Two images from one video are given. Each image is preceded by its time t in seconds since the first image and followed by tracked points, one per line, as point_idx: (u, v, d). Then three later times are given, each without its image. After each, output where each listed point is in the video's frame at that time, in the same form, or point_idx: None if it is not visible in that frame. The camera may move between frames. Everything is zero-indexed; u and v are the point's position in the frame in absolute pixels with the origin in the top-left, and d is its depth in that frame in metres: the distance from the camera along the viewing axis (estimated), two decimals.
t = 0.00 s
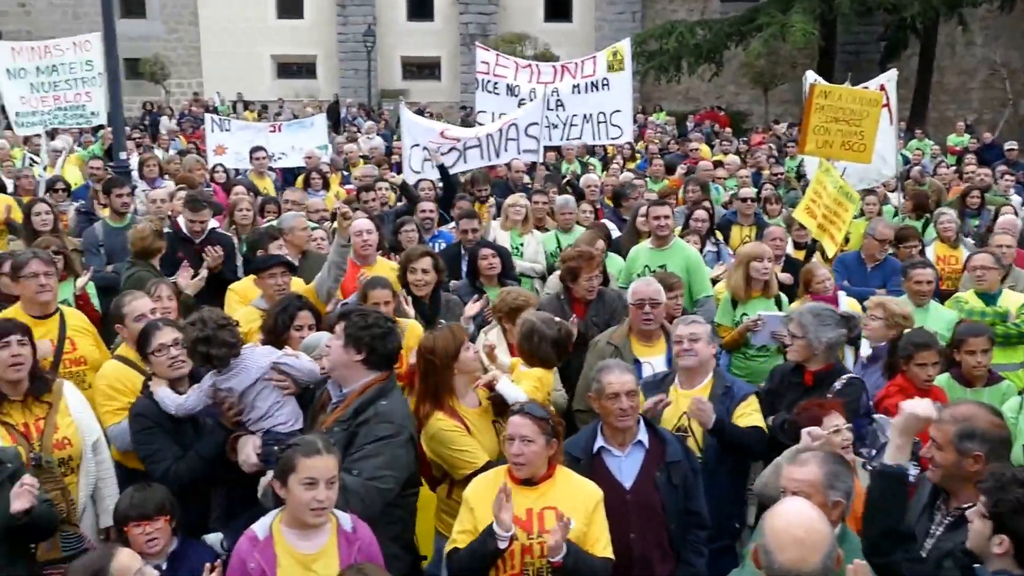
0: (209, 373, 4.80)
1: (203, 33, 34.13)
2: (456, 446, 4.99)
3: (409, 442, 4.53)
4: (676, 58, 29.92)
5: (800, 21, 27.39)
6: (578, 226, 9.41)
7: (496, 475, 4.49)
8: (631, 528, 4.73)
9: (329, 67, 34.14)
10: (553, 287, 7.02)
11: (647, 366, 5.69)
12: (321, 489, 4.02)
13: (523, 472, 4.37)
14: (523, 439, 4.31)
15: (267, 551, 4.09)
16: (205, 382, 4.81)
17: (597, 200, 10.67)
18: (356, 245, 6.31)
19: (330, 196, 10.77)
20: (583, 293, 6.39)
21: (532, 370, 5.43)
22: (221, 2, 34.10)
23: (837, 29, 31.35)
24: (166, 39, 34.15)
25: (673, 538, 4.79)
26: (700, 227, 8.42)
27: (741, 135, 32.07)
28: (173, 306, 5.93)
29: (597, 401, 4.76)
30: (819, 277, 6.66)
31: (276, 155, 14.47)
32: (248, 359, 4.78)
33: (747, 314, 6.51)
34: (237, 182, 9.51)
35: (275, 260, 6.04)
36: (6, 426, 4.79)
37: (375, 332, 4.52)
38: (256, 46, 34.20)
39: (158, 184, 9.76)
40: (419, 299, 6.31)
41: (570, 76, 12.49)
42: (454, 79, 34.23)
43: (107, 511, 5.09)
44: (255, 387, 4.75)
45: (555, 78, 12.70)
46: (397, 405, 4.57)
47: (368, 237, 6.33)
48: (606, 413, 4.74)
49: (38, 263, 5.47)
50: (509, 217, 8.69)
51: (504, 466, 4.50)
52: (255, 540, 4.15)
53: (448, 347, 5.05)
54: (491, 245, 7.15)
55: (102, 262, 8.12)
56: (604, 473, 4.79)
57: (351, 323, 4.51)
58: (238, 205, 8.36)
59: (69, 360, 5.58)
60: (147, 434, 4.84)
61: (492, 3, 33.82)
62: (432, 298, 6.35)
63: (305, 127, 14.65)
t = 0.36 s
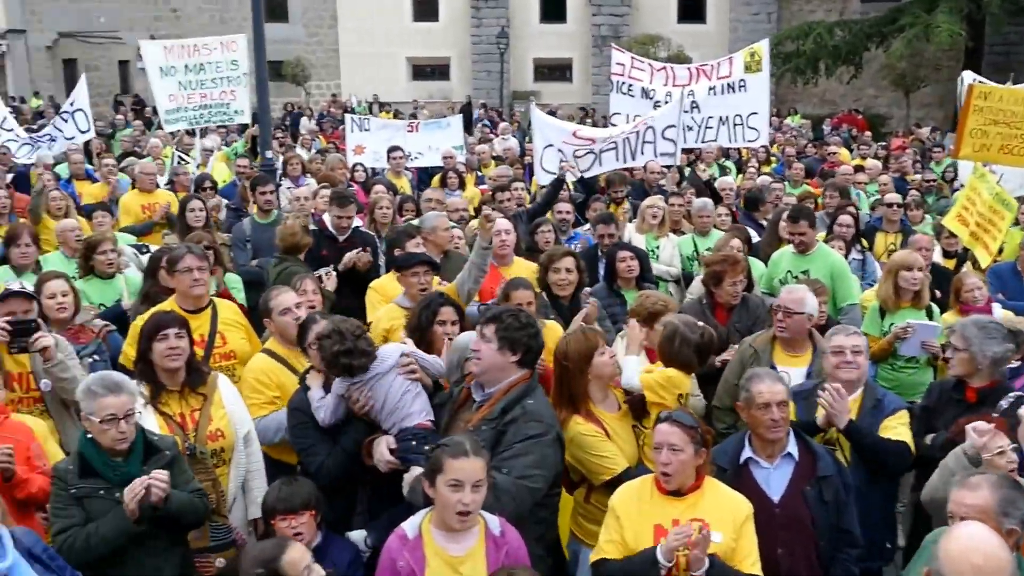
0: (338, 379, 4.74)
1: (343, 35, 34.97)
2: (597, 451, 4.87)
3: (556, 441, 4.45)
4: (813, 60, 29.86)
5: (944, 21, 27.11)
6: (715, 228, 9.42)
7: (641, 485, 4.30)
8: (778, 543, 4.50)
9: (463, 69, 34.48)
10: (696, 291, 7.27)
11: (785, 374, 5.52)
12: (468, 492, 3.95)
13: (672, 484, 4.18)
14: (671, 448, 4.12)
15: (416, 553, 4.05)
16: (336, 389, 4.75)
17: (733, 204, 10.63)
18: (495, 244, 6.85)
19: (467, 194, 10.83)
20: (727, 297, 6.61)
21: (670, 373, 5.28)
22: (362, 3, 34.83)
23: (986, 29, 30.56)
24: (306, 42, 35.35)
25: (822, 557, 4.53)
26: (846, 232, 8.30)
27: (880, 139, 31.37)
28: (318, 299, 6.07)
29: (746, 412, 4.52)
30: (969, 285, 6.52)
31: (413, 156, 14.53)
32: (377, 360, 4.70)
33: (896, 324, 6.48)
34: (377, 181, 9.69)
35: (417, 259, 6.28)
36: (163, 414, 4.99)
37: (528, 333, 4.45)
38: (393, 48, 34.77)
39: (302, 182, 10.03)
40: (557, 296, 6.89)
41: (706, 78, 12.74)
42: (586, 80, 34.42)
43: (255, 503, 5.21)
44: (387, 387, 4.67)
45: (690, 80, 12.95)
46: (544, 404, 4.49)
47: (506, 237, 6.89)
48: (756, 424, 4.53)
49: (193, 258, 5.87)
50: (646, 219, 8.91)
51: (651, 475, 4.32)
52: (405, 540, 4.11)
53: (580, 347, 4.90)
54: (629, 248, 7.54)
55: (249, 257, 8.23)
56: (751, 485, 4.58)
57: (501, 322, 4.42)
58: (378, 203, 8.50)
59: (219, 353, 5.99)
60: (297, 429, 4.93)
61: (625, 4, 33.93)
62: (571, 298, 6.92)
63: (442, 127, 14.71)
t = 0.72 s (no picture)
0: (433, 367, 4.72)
1: (464, 41, 35.48)
2: (722, 459, 4.86)
3: (670, 446, 4.22)
4: (944, 61, 28.90)
5: None
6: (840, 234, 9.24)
7: (769, 501, 4.14)
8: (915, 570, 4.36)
9: (577, 72, 34.62)
10: (820, 299, 7.21)
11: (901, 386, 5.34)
12: (594, 502, 3.79)
13: (801, 501, 4.03)
14: (804, 464, 3.98)
15: (536, 563, 3.91)
16: (429, 376, 4.72)
17: (858, 209, 10.42)
18: (618, 247, 6.96)
19: (584, 196, 10.78)
20: (857, 306, 6.51)
21: (794, 380, 5.13)
22: (476, 6, 35.32)
23: None
24: (425, 47, 35.93)
25: None
26: (985, 241, 8.06)
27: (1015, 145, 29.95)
28: (438, 299, 6.16)
29: (882, 430, 4.36)
30: None
31: (528, 158, 14.67)
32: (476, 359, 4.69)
33: None
34: (497, 181, 9.78)
35: (538, 261, 6.35)
36: (285, 409, 5.13)
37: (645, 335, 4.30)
38: (509, 54, 35.11)
39: (422, 183, 10.19)
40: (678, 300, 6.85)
41: (827, 82, 12.53)
42: (702, 83, 34.02)
43: (375, 500, 5.32)
44: (479, 386, 4.61)
45: (809, 85, 12.68)
46: (656, 408, 4.30)
47: (628, 241, 7.00)
48: (892, 442, 4.36)
49: (320, 256, 6.07)
50: (767, 222, 8.72)
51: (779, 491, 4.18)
52: (523, 549, 3.97)
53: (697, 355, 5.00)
54: (750, 253, 7.56)
55: (369, 258, 8.37)
56: (887, 508, 4.43)
57: (615, 323, 4.28)
58: (495, 204, 8.56)
59: (340, 352, 6.18)
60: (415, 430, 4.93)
61: (744, 5, 33.42)
62: (692, 300, 6.86)
63: (557, 129, 14.75)
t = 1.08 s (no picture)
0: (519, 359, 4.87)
1: (564, 42, 35.28)
2: (829, 465, 4.77)
3: (749, 459, 4.06)
4: None
5: None
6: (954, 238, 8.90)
7: (882, 520, 3.98)
8: None
9: (679, 72, 34.12)
10: (932, 304, 6.99)
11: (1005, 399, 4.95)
12: (693, 522, 3.69)
13: (917, 524, 3.84)
14: (925, 487, 3.78)
15: None
16: (513, 365, 4.86)
17: (973, 212, 10.03)
18: (721, 251, 6.87)
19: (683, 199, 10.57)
20: (975, 315, 6.26)
21: (922, 392, 4.92)
22: (581, 6, 35.01)
23: None
24: (527, 48, 35.90)
25: None
26: None
27: None
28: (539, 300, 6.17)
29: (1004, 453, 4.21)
30: None
31: (628, 159, 14.51)
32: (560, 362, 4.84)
33: None
34: (594, 182, 9.76)
35: (635, 262, 6.30)
36: (375, 407, 5.32)
37: (723, 341, 4.17)
38: (610, 53, 34.85)
39: (520, 184, 10.28)
40: (781, 305, 6.68)
41: (939, 83, 12.37)
42: (807, 80, 33.25)
43: (461, 502, 5.41)
44: (556, 392, 4.78)
45: (919, 86, 12.55)
46: (735, 418, 4.14)
47: (732, 244, 6.89)
48: (1014, 466, 4.21)
49: (423, 256, 6.20)
50: (877, 225, 8.47)
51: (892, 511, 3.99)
52: (617, 565, 3.89)
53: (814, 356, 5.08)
54: (859, 257, 7.28)
55: (468, 258, 8.51)
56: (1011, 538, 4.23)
57: (688, 329, 4.19)
58: (594, 204, 8.60)
59: (439, 352, 6.27)
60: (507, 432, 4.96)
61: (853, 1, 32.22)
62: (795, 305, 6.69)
63: (657, 130, 14.51)
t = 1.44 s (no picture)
0: (607, 347, 4.86)
1: (647, 42, 35.01)
2: (922, 478, 4.58)
3: (836, 479, 3.91)
4: None
5: None
6: None
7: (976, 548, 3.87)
8: None
9: (764, 70, 33.49)
10: None
11: None
12: (779, 538, 3.50)
13: None
14: None
15: None
16: (598, 352, 4.86)
17: None
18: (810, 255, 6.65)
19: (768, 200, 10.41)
20: None
21: None
22: (666, 5, 34.62)
23: None
24: (610, 48, 35.84)
25: None
26: None
27: None
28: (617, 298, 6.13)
29: None
30: None
31: (711, 160, 14.37)
32: (645, 355, 4.84)
33: None
34: (676, 183, 9.62)
35: (718, 261, 6.17)
36: (445, 410, 5.40)
37: (780, 352, 4.01)
38: (693, 51, 34.35)
39: (601, 184, 10.22)
40: (871, 311, 6.44)
41: None
42: (900, 79, 32.13)
43: (532, 505, 5.37)
44: (634, 388, 4.85)
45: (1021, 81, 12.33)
46: (814, 436, 3.96)
47: (822, 248, 6.66)
48: None
49: (503, 256, 6.19)
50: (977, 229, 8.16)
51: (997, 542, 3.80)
52: None
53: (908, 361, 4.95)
54: (960, 264, 6.99)
55: (547, 259, 8.48)
56: None
57: (747, 345, 4.08)
58: (676, 205, 8.48)
59: (516, 353, 6.24)
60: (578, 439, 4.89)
61: None
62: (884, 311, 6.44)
63: (741, 130, 14.28)
